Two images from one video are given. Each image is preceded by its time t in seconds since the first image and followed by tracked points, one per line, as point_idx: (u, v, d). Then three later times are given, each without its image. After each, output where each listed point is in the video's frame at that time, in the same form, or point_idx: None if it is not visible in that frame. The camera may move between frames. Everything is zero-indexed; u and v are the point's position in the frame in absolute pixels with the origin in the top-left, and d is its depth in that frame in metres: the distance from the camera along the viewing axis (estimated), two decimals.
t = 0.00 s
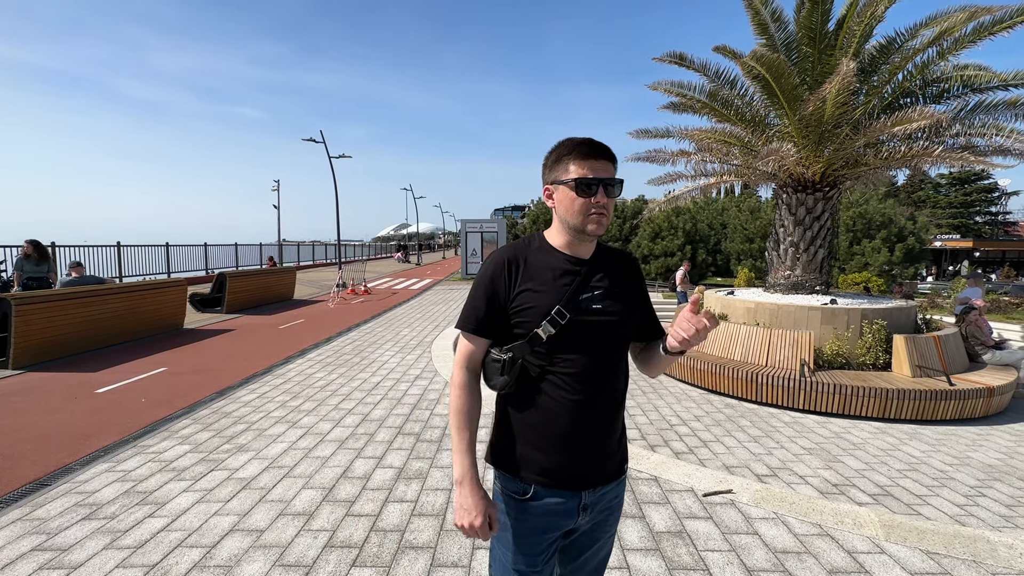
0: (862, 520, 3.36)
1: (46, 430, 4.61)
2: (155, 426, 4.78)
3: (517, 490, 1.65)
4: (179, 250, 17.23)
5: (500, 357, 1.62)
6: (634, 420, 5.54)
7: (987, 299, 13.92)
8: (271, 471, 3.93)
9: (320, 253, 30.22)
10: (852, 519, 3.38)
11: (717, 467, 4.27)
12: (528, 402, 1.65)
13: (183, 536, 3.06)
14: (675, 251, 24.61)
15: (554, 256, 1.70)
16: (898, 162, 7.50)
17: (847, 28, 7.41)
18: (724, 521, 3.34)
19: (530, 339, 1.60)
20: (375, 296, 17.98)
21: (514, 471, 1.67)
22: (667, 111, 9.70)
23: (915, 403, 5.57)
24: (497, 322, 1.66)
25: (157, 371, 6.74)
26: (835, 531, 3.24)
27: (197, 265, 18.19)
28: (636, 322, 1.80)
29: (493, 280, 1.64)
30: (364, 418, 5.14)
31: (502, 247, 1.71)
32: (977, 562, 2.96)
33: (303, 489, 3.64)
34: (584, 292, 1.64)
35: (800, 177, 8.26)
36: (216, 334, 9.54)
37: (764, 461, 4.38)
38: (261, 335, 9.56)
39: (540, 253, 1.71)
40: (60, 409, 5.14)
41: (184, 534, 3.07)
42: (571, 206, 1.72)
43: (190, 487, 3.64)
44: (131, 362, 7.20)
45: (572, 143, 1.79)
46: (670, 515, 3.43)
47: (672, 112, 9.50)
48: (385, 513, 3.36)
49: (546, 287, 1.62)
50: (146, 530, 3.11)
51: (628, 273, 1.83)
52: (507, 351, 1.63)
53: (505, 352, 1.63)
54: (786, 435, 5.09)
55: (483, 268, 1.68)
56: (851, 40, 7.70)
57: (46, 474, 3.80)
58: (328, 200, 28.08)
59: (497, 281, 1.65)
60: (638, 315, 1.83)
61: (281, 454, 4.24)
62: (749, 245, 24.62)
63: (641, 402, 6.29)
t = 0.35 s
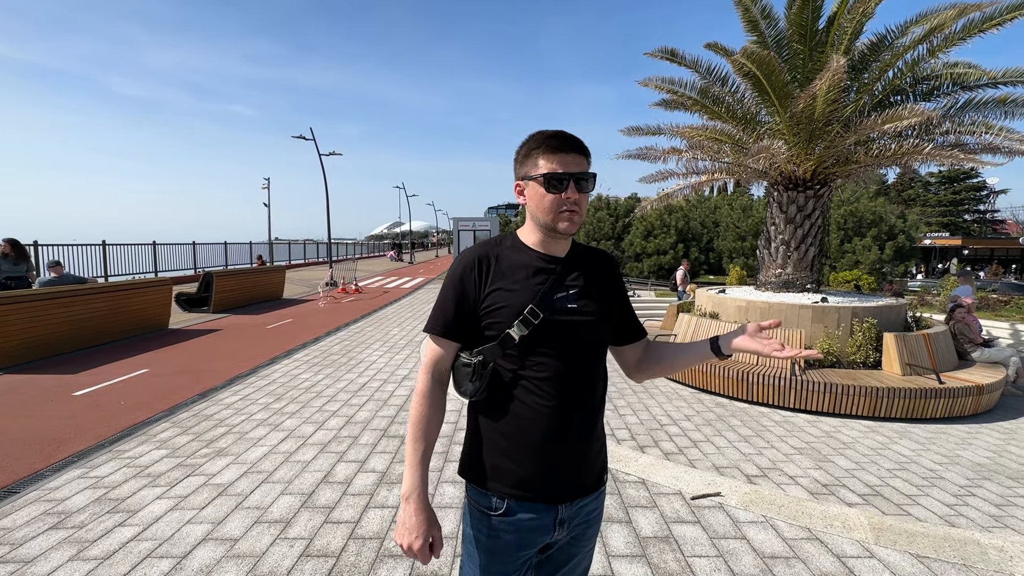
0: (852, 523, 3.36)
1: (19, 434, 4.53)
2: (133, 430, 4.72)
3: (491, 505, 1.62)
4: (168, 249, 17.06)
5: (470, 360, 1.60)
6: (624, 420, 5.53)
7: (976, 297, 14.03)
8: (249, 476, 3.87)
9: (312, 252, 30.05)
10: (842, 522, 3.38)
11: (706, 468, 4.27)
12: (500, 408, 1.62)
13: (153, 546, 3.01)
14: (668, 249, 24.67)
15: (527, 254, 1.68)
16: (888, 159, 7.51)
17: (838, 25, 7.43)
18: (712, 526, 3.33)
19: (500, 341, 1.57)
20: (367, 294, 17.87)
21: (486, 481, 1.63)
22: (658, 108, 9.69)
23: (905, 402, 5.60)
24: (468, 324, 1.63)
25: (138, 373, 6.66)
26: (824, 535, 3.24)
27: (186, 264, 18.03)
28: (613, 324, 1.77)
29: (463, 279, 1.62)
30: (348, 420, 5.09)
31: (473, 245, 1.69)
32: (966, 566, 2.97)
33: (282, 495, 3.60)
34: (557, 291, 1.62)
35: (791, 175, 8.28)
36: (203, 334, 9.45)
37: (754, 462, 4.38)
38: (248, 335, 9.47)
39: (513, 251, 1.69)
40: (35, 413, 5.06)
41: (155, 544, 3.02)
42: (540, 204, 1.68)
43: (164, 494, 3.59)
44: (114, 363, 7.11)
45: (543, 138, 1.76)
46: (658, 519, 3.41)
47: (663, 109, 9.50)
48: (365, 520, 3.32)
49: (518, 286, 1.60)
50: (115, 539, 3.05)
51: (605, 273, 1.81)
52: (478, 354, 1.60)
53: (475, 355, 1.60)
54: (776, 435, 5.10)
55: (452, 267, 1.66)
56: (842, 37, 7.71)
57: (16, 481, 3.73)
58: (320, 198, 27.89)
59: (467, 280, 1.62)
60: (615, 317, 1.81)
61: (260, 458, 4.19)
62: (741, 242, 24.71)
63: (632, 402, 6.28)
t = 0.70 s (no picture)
0: (845, 530, 3.34)
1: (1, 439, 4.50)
2: (117, 434, 4.69)
3: (448, 524, 1.60)
4: (162, 249, 17.00)
5: (426, 374, 1.57)
6: (618, 422, 5.51)
7: (973, 296, 14.06)
8: (231, 482, 3.84)
9: (308, 251, 30.01)
10: (835, 528, 3.36)
11: (700, 471, 4.25)
12: (460, 424, 1.60)
13: (130, 555, 2.98)
14: (664, 248, 24.67)
15: (489, 259, 1.65)
16: (884, 158, 7.48)
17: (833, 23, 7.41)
18: (703, 533, 3.31)
19: (458, 354, 1.55)
20: (364, 294, 17.80)
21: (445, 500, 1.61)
22: (653, 107, 9.67)
23: (901, 403, 5.59)
24: (426, 333, 1.61)
25: (126, 375, 6.61)
26: (817, 542, 3.23)
27: (180, 263, 17.97)
28: (584, 335, 1.74)
29: (420, 286, 1.59)
30: (336, 424, 5.06)
31: (434, 249, 1.67)
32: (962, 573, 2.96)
33: (264, 502, 3.57)
34: (521, 300, 1.59)
35: (786, 174, 8.27)
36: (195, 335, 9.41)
37: (748, 464, 4.37)
38: (240, 336, 9.43)
39: (475, 256, 1.67)
40: (19, 417, 5.03)
41: (131, 553, 2.99)
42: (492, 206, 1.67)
43: (144, 501, 3.56)
44: (103, 365, 7.07)
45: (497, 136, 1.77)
46: (647, 526, 3.39)
47: (658, 107, 9.49)
48: (348, 527, 3.29)
49: (478, 294, 1.58)
50: (90, 548, 3.03)
51: (576, 280, 1.77)
52: (435, 367, 1.58)
53: (432, 369, 1.58)
54: (770, 436, 5.08)
55: (411, 272, 1.64)
56: (837, 35, 7.69)
57: None
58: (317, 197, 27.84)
59: (424, 287, 1.60)
60: (587, 327, 1.77)
61: (244, 464, 4.16)
62: (738, 242, 24.75)
63: (625, 403, 6.26)
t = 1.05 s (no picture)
0: (851, 535, 3.32)
1: None
2: (113, 437, 4.67)
3: (418, 570, 1.56)
4: (162, 250, 17.00)
5: (387, 400, 1.53)
6: (618, 423, 5.49)
7: (975, 297, 14.02)
8: (227, 486, 3.83)
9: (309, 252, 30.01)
10: (840, 533, 3.34)
11: (701, 474, 4.23)
12: (429, 451, 1.55)
13: (123, 562, 2.96)
14: (665, 249, 24.64)
15: (450, 263, 1.63)
16: (887, 158, 7.46)
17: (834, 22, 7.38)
18: (706, 538, 3.29)
19: (421, 374, 1.51)
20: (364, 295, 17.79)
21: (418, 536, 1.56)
22: (653, 106, 9.65)
23: (904, 405, 5.56)
24: (386, 353, 1.57)
25: (124, 377, 6.60)
26: (822, 548, 3.20)
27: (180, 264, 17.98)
28: (562, 345, 1.70)
29: (375, 301, 1.55)
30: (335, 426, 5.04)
31: (390, 258, 1.63)
32: None
33: (260, 507, 3.55)
34: (489, 308, 1.56)
35: (788, 174, 8.25)
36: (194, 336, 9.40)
37: (750, 467, 4.34)
38: (240, 337, 9.42)
39: (436, 261, 1.64)
40: (16, 419, 5.02)
41: (125, 560, 2.97)
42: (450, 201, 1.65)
43: (138, 506, 3.54)
44: (101, 367, 7.06)
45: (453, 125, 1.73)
46: (649, 531, 3.37)
47: (658, 107, 9.48)
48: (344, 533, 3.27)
49: (439, 306, 1.54)
50: (82, 555, 3.01)
51: (548, 284, 1.74)
52: (395, 392, 1.54)
53: (392, 394, 1.54)
54: (773, 439, 5.05)
55: (366, 284, 1.59)
56: (839, 34, 7.67)
57: None
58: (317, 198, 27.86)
59: (380, 303, 1.55)
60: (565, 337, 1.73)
61: (241, 467, 4.14)
62: (739, 242, 24.73)
63: (626, 404, 6.25)
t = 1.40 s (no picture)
0: (868, 541, 3.29)
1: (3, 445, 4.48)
2: (119, 440, 4.67)
3: None
4: (165, 252, 17.03)
5: (367, 427, 1.48)
6: (626, 426, 5.47)
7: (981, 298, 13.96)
8: (235, 490, 3.82)
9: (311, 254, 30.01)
10: (857, 539, 3.31)
11: (711, 477, 4.21)
12: (418, 482, 1.54)
13: (132, 566, 2.95)
14: (669, 250, 24.60)
15: (433, 270, 1.60)
16: (895, 159, 7.43)
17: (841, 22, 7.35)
18: (721, 544, 3.26)
19: (404, 399, 1.46)
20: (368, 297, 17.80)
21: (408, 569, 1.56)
22: (658, 107, 9.64)
23: (915, 408, 5.53)
24: (367, 375, 1.53)
25: (130, 379, 6.60)
26: (840, 553, 3.18)
27: (183, 266, 18.02)
28: (560, 360, 1.67)
29: (352, 320, 1.50)
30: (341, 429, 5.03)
31: (368, 269, 1.59)
32: None
33: (268, 511, 3.54)
34: (480, 321, 1.53)
35: (794, 175, 8.22)
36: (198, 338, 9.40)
37: (760, 471, 4.32)
38: (244, 339, 9.42)
39: (418, 269, 1.61)
40: (22, 421, 5.02)
41: (134, 564, 2.97)
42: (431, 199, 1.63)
43: (146, 510, 3.53)
44: (106, 368, 7.06)
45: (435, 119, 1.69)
46: (663, 536, 3.35)
47: (664, 107, 9.45)
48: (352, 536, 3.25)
49: (423, 320, 1.51)
50: (91, 559, 3.00)
51: (543, 290, 1.71)
52: (376, 419, 1.49)
53: (373, 421, 1.49)
54: (782, 442, 5.02)
55: (341, 299, 1.54)
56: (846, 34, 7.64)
57: None
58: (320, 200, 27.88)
59: (358, 322, 1.51)
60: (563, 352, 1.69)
61: (249, 470, 4.13)
62: (743, 243, 24.67)
63: (633, 407, 6.22)
